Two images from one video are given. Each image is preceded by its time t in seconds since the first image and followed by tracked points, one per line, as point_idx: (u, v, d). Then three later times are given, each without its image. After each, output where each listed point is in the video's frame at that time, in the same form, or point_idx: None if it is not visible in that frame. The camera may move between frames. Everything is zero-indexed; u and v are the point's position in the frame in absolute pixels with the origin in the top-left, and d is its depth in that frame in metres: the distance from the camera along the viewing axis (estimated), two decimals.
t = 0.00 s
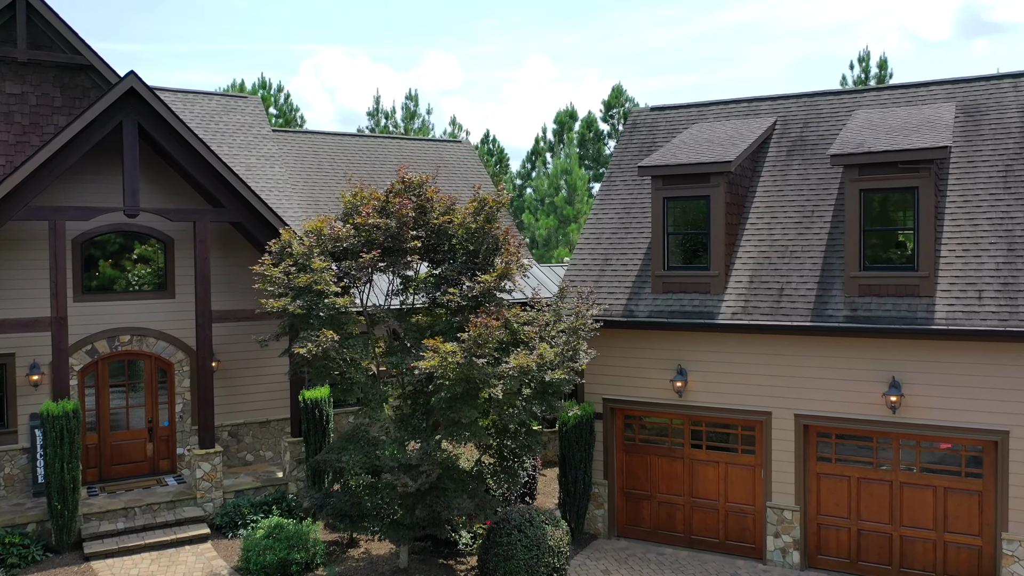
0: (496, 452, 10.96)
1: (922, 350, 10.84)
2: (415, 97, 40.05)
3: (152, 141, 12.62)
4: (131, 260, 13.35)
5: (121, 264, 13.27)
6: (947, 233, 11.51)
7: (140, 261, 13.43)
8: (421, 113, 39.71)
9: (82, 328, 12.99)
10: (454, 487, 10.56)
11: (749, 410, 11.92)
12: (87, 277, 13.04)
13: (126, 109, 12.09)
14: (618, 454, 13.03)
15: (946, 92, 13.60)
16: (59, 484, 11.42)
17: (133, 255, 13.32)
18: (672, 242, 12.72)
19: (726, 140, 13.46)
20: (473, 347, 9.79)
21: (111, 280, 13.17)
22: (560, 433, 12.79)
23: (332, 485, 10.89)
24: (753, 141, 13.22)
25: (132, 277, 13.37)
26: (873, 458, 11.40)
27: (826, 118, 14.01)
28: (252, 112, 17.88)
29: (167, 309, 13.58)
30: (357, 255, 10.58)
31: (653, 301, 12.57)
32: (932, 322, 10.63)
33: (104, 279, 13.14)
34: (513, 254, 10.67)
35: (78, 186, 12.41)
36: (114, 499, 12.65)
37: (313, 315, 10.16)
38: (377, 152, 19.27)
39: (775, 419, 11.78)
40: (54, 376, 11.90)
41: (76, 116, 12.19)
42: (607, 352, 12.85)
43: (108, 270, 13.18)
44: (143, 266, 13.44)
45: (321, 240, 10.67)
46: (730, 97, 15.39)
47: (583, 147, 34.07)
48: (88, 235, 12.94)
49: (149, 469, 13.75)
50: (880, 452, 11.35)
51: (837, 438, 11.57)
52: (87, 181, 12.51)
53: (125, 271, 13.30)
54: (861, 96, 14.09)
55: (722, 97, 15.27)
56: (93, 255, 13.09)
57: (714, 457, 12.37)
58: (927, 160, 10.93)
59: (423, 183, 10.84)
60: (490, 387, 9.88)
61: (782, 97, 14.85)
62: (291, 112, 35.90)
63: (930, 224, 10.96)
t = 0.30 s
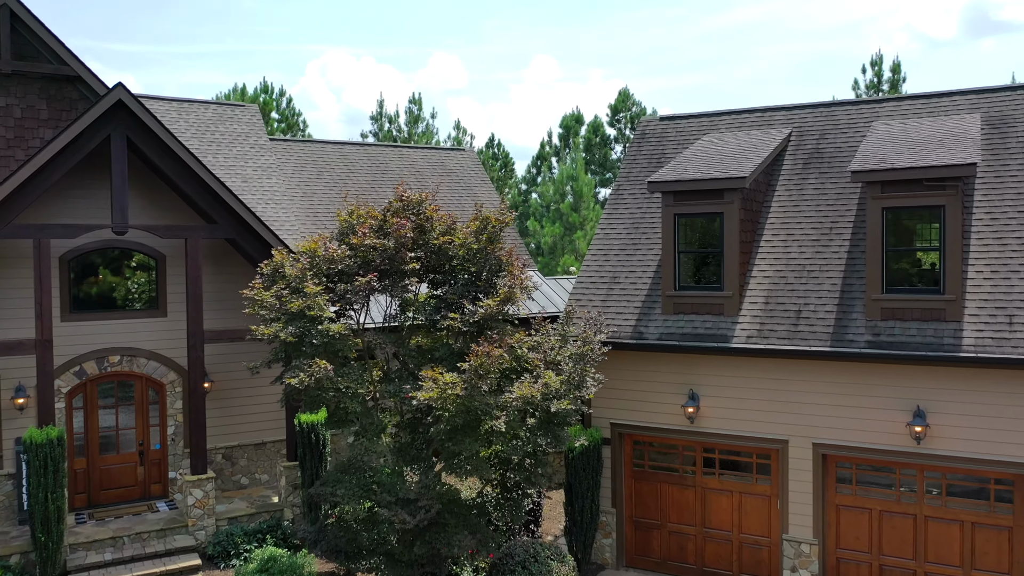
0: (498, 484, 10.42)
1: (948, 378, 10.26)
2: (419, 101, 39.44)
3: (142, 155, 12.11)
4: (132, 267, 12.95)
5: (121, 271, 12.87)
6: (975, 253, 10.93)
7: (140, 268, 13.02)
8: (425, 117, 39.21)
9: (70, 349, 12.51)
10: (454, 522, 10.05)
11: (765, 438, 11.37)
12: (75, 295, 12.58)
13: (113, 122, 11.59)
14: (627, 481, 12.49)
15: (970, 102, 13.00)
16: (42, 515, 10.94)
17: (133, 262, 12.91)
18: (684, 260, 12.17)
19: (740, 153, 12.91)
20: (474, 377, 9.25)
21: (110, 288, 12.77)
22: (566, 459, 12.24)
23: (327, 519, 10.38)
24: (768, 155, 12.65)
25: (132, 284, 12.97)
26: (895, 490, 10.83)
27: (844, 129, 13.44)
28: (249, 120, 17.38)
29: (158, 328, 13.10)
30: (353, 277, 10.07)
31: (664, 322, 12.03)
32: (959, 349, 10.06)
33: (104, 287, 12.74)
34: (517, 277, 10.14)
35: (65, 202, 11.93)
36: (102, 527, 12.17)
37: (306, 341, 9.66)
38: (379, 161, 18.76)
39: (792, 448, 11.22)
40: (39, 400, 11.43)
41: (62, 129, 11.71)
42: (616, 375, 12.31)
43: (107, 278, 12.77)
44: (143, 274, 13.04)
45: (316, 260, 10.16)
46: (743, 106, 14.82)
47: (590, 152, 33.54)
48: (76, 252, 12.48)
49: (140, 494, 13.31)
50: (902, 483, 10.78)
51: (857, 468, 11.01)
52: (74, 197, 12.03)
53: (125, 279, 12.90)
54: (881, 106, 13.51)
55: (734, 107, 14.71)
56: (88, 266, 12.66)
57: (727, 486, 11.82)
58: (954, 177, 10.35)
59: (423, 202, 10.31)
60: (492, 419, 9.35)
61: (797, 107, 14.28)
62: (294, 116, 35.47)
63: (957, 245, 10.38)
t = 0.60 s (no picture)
0: (501, 519, 9.90)
1: (977, 409, 9.69)
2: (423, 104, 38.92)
3: (131, 170, 11.62)
4: (130, 276, 12.58)
5: (121, 278, 12.51)
6: (1005, 275, 10.35)
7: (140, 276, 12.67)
8: (429, 121, 38.70)
9: (58, 371, 12.05)
10: (454, 560, 9.53)
11: (782, 468, 10.81)
12: (63, 314, 12.13)
13: (100, 136, 11.10)
14: (636, 510, 11.94)
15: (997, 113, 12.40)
16: (25, 548, 10.45)
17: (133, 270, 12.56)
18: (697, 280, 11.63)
19: (755, 167, 12.35)
20: (476, 410, 8.73)
21: (110, 295, 12.40)
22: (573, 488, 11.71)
23: (321, 554, 9.87)
24: (785, 169, 12.10)
25: (132, 293, 12.60)
26: (920, 526, 10.26)
27: (863, 141, 12.87)
28: (246, 129, 16.90)
29: (149, 348, 12.63)
30: (348, 302, 9.56)
31: (676, 346, 11.49)
32: (990, 379, 9.49)
33: (103, 294, 12.37)
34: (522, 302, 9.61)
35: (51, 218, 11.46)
36: (89, 557, 11.68)
37: (298, 370, 9.17)
38: (380, 170, 18.26)
39: (811, 480, 10.66)
40: (23, 427, 10.96)
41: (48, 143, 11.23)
42: (626, 399, 11.78)
43: (107, 285, 12.41)
44: (143, 281, 12.69)
45: (309, 284, 9.65)
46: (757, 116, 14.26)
47: (596, 157, 33.02)
48: (63, 270, 12.04)
49: (130, 520, 12.83)
50: (928, 518, 10.20)
51: (880, 501, 10.43)
52: (61, 213, 11.57)
53: (124, 287, 12.54)
54: (902, 117, 12.93)
55: (748, 117, 14.14)
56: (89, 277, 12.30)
57: (742, 518, 11.26)
58: (984, 196, 9.78)
59: (422, 221, 9.77)
60: (494, 454, 8.83)
61: (814, 117, 13.71)
62: (296, 121, 35.05)
63: (987, 268, 9.81)
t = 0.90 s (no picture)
0: (505, 557, 9.39)
1: (1011, 443, 9.12)
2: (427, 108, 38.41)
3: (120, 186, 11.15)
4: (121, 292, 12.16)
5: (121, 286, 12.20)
6: None
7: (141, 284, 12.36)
8: (433, 125, 38.21)
9: (45, 394, 11.61)
10: None
11: (801, 501, 10.27)
12: (51, 335, 11.70)
13: (86, 152, 10.63)
14: (647, 542, 11.39)
15: None
16: None
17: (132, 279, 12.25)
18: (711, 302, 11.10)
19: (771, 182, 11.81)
20: (478, 447, 8.22)
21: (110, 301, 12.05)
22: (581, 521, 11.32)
23: None
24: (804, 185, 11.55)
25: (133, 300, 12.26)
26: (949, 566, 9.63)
27: (885, 155, 12.30)
28: (244, 139, 16.42)
29: (141, 370, 12.18)
30: (344, 329, 9.06)
31: (689, 370, 10.96)
32: None
33: (103, 301, 12.03)
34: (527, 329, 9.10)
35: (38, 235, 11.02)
36: None
37: (291, 403, 8.69)
38: (381, 181, 17.77)
39: (832, 514, 10.10)
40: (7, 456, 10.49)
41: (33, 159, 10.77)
42: (636, 426, 11.28)
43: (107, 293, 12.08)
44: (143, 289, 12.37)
45: (303, 310, 9.15)
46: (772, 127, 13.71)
47: (603, 162, 32.49)
48: (50, 289, 11.61)
49: (121, 548, 12.33)
50: (958, 558, 9.55)
51: (905, 538, 9.82)
52: (49, 230, 11.13)
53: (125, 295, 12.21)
54: (925, 129, 12.35)
55: (762, 128, 13.60)
56: (75, 299, 11.88)
57: (759, 552, 10.72)
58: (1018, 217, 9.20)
59: (422, 243, 9.27)
60: (498, 493, 8.32)
61: (832, 128, 13.14)
62: (299, 126, 34.64)
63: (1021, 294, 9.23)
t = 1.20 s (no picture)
0: None
1: None
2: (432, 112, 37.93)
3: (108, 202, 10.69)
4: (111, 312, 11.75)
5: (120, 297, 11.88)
6: None
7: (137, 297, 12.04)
8: (438, 129, 37.71)
9: (31, 419, 11.15)
10: None
11: (821, 537, 9.72)
12: (38, 356, 11.27)
13: (72, 168, 10.17)
14: None
15: None
16: None
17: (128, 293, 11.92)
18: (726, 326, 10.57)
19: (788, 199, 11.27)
20: (479, 490, 7.71)
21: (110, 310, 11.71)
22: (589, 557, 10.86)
23: None
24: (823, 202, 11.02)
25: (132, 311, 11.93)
26: None
27: (908, 169, 11.72)
28: (242, 149, 15.94)
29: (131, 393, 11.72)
30: (339, 359, 8.57)
31: (703, 398, 10.44)
32: None
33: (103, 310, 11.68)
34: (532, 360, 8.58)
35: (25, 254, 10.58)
36: None
37: (283, 438, 8.21)
38: (383, 192, 17.26)
39: (854, 552, 9.53)
40: None
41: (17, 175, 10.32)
42: (648, 455, 10.80)
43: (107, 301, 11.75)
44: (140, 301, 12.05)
45: (297, 338, 8.68)
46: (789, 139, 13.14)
47: (610, 167, 31.92)
48: (36, 309, 11.19)
49: None
50: None
51: None
52: (36, 249, 10.69)
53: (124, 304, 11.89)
54: (951, 142, 11.76)
55: (779, 141, 13.03)
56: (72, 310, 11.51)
57: None
58: None
59: (422, 268, 8.76)
60: (499, 538, 7.79)
61: (852, 140, 12.57)
62: (302, 130, 34.12)
63: None
